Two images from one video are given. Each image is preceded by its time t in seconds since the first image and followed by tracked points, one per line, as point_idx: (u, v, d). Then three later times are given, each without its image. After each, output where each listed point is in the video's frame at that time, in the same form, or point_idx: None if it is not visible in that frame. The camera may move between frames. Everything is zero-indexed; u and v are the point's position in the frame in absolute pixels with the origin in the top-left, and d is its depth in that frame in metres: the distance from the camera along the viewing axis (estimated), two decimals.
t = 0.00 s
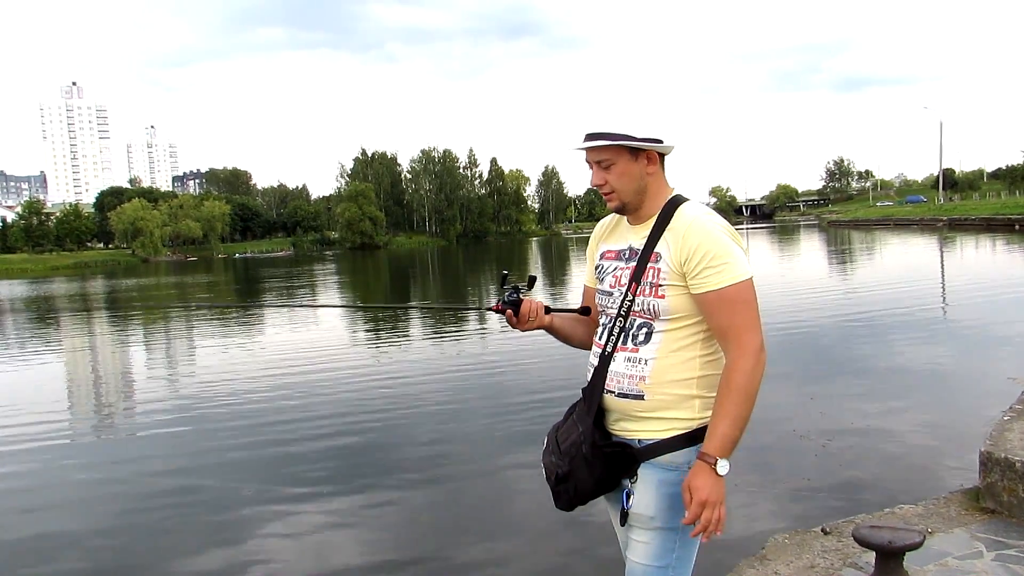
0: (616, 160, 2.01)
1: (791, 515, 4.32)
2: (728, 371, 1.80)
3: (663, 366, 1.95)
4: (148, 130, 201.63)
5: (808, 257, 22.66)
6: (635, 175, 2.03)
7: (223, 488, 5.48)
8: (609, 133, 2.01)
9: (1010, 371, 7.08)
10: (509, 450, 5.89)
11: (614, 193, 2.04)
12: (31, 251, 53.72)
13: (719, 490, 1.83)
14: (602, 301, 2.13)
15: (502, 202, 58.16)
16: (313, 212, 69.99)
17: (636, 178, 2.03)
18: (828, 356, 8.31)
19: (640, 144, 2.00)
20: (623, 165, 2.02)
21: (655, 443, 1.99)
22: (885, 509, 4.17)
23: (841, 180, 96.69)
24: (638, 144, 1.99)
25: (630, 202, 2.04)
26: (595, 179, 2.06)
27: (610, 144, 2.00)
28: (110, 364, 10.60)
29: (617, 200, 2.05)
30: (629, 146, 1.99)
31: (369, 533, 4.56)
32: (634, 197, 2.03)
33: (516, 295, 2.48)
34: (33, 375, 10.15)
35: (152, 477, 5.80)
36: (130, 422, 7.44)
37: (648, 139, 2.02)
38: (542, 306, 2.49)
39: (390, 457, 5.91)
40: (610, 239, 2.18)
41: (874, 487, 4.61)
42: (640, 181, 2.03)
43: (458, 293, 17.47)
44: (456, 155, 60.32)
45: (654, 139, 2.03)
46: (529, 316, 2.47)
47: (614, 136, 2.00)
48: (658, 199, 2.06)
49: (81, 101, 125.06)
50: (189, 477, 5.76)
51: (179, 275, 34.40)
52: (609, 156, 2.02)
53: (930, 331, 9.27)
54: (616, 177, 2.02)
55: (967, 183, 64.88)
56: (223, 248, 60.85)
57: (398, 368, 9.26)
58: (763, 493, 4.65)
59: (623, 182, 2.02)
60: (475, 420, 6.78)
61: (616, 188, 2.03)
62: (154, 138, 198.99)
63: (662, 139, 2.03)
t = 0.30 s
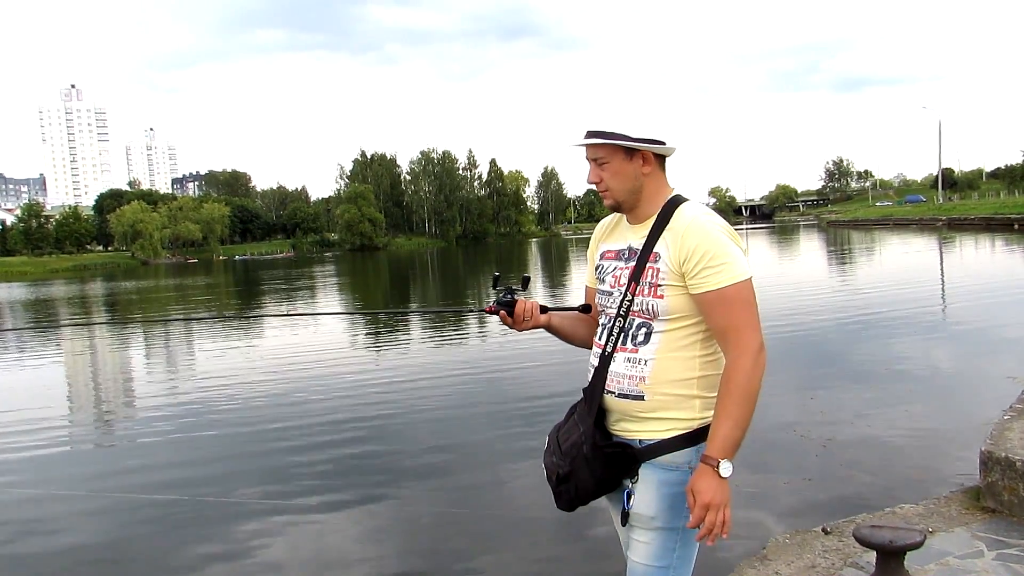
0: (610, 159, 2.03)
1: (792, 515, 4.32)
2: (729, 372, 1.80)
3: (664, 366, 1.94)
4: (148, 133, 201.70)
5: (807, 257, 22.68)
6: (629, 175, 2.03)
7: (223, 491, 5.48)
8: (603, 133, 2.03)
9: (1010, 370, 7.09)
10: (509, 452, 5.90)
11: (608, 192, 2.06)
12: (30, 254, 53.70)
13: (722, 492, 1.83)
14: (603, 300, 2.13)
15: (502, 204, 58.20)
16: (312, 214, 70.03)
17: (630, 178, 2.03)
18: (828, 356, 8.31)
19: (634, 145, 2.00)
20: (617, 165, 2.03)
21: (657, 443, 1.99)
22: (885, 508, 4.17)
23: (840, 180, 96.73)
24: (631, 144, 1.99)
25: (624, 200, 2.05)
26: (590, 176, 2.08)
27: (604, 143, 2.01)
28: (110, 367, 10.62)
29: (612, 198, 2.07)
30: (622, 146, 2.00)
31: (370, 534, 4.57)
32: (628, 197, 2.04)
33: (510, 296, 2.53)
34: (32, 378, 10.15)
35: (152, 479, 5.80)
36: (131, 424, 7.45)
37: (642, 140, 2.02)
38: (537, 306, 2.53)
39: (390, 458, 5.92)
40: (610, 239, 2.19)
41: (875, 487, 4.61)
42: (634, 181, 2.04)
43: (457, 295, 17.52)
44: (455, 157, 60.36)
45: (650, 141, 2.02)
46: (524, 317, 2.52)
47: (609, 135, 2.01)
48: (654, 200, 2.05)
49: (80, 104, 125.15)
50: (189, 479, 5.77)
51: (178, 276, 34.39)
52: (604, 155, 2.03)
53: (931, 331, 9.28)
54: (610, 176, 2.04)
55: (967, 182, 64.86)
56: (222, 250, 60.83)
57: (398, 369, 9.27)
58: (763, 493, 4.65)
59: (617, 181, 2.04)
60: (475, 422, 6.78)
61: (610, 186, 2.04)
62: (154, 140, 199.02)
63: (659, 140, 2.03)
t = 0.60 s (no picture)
0: (604, 158, 2.06)
1: (791, 516, 4.32)
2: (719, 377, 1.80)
3: (656, 368, 1.95)
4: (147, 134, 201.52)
5: (806, 258, 22.73)
6: (622, 175, 2.05)
7: (222, 491, 5.48)
8: (598, 132, 2.06)
9: (1009, 371, 7.09)
10: (508, 453, 5.90)
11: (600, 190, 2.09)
12: (29, 256, 53.64)
13: (700, 494, 1.84)
14: (603, 300, 2.14)
15: (501, 205, 58.27)
16: (312, 216, 70.11)
17: (622, 177, 2.05)
18: (827, 357, 8.33)
19: (625, 144, 2.01)
20: (611, 163, 2.05)
21: (650, 444, 1.98)
22: (884, 509, 4.17)
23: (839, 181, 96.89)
24: (620, 143, 2.01)
25: (620, 199, 2.07)
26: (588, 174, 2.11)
27: (598, 141, 2.05)
28: (109, 368, 10.63)
29: (609, 196, 2.09)
30: (613, 145, 2.02)
31: (368, 534, 4.57)
32: (620, 196, 2.06)
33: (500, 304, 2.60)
34: (32, 379, 10.15)
35: (151, 480, 5.80)
36: (130, 425, 7.46)
37: (635, 140, 2.02)
38: (527, 309, 2.55)
39: (390, 459, 5.92)
40: (614, 239, 2.19)
41: (875, 487, 4.61)
42: (627, 181, 2.05)
43: (456, 296, 17.55)
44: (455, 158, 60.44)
45: (644, 140, 2.02)
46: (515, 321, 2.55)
47: (601, 134, 2.05)
48: (649, 201, 2.05)
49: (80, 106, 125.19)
50: (188, 480, 5.77)
51: (177, 278, 34.39)
52: (599, 153, 2.07)
53: (930, 331, 9.30)
54: (606, 174, 2.06)
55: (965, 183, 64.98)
56: (221, 252, 60.82)
57: (397, 371, 9.29)
58: (763, 493, 4.66)
59: (612, 179, 2.05)
60: (474, 424, 6.79)
61: (605, 184, 2.07)
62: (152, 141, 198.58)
63: (653, 141, 2.02)
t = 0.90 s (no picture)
0: (610, 157, 2.04)
1: (787, 517, 4.32)
2: (689, 379, 1.80)
3: (644, 369, 1.95)
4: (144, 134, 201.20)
5: (804, 260, 22.78)
6: (627, 175, 2.04)
7: (220, 493, 5.48)
8: (606, 131, 2.03)
9: (1006, 373, 7.12)
10: (506, 456, 5.90)
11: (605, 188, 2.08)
12: (26, 257, 53.51)
13: (633, 474, 1.84)
14: (601, 300, 2.14)
15: (499, 206, 58.30)
16: (309, 217, 70.09)
17: (627, 177, 2.04)
18: (825, 359, 8.34)
19: (632, 144, 2.00)
20: (616, 163, 2.04)
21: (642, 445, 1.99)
22: (881, 511, 4.18)
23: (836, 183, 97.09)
24: (628, 143, 1.99)
25: (623, 199, 2.07)
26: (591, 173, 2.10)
27: (604, 140, 2.03)
28: (107, 370, 10.62)
29: (612, 195, 2.09)
30: (620, 145, 2.00)
31: (366, 538, 4.57)
32: (625, 196, 2.07)
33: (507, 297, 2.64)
34: (28, 381, 10.13)
35: (149, 481, 5.79)
36: (127, 427, 7.46)
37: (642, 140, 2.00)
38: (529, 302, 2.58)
39: (388, 462, 5.92)
40: (617, 239, 2.19)
41: (872, 488, 4.62)
42: (631, 180, 2.04)
43: (454, 297, 17.57)
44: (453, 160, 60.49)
45: (651, 141, 2.00)
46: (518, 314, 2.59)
47: (608, 132, 2.02)
48: (652, 201, 2.05)
49: (77, 107, 124.96)
50: (185, 482, 5.76)
51: (175, 279, 34.36)
52: (604, 152, 2.05)
53: (927, 333, 9.32)
54: (609, 173, 2.06)
55: (962, 185, 65.16)
56: (219, 253, 60.73)
57: (395, 373, 9.29)
58: (760, 494, 4.66)
59: (615, 178, 2.05)
60: (472, 426, 6.80)
61: (608, 183, 2.06)
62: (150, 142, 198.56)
63: (662, 141, 2.00)
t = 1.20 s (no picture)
0: (623, 155, 2.01)
1: (786, 518, 4.32)
2: (688, 380, 1.80)
3: (644, 369, 1.95)
4: (143, 135, 201.04)
5: (804, 261, 22.80)
6: (638, 174, 2.03)
7: (220, 494, 5.47)
8: (620, 129, 2.01)
9: (1006, 373, 7.12)
10: (505, 458, 5.90)
11: (615, 188, 2.05)
12: (26, 259, 53.52)
13: (637, 477, 1.85)
14: (600, 301, 2.14)
15: (499, 207, 58.32)
16: (309, 218, 70.07)
17: (638, 176, 2.03)
18: (825, 360, 8.34)
19: (647, 142, 2.00)
20: (629, 162, 2.02)
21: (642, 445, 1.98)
22: (880, 512, 4.18)
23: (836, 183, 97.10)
24: (644, 141, 1.99)
25: (631, 200, 2.05)
26: (597, 173, 2.07)
27: (617, 139, 2.00)
28: (106, 371, 10.63)
29: (617, 195, 2.06)
30: (635, 143, 2.00)
31: (364, 539, 4.56)
32: (634, 196, 2.04)
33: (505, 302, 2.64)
34: (27, 382, 10.11)
35: (149, 483, 5.80)
36: (127, 428, 7.46)
37: (655, 139, 2.02)
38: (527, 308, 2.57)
39: (387, 464, 5.92)
40: (613, 242, 2.18)
41: (872, 489, 4.62)
42: (641, 180, 2.04)
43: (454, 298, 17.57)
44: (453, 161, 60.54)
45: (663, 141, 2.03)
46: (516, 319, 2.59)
47: (623, 131, 2.00)
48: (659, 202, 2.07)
49: (77, 109, 125.05)
50: (184, 483, 5.76)
51: (175, 280, 34.36)
52: (617, 150, 2.02)
53: (927, 334, 9.33)
54: (620, 173, 2.03)
55: (962, 186, 65.14)
56: (219, 254, 60.71)
57: (395, 375, 9.29)
58: (760, 495, 4.66)
59: (626, 178, 2.03)
60: (472, 428, 6.80)
61: (617, 183, 2.04)
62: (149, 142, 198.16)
63: (671, 142, 2.05)
